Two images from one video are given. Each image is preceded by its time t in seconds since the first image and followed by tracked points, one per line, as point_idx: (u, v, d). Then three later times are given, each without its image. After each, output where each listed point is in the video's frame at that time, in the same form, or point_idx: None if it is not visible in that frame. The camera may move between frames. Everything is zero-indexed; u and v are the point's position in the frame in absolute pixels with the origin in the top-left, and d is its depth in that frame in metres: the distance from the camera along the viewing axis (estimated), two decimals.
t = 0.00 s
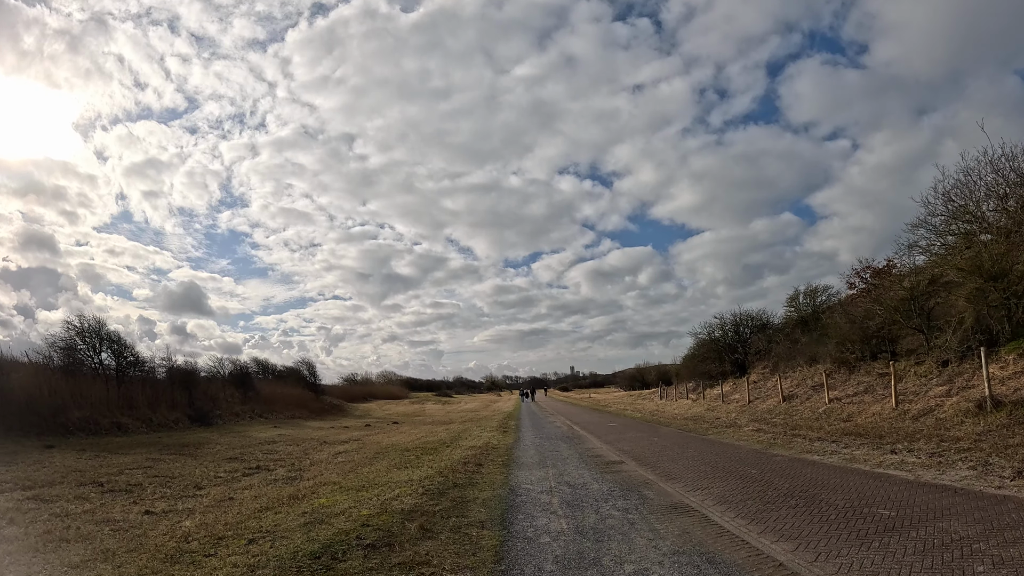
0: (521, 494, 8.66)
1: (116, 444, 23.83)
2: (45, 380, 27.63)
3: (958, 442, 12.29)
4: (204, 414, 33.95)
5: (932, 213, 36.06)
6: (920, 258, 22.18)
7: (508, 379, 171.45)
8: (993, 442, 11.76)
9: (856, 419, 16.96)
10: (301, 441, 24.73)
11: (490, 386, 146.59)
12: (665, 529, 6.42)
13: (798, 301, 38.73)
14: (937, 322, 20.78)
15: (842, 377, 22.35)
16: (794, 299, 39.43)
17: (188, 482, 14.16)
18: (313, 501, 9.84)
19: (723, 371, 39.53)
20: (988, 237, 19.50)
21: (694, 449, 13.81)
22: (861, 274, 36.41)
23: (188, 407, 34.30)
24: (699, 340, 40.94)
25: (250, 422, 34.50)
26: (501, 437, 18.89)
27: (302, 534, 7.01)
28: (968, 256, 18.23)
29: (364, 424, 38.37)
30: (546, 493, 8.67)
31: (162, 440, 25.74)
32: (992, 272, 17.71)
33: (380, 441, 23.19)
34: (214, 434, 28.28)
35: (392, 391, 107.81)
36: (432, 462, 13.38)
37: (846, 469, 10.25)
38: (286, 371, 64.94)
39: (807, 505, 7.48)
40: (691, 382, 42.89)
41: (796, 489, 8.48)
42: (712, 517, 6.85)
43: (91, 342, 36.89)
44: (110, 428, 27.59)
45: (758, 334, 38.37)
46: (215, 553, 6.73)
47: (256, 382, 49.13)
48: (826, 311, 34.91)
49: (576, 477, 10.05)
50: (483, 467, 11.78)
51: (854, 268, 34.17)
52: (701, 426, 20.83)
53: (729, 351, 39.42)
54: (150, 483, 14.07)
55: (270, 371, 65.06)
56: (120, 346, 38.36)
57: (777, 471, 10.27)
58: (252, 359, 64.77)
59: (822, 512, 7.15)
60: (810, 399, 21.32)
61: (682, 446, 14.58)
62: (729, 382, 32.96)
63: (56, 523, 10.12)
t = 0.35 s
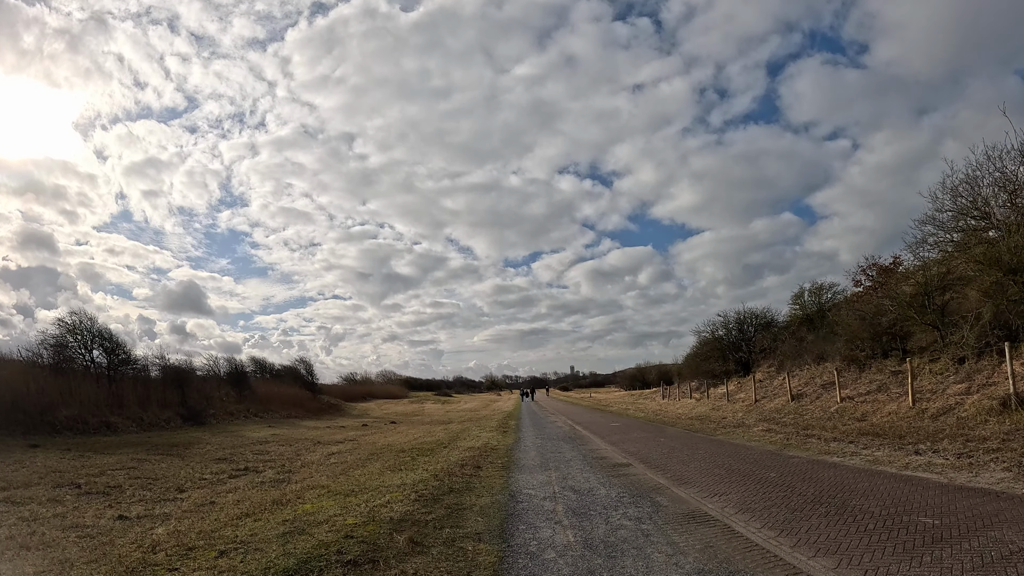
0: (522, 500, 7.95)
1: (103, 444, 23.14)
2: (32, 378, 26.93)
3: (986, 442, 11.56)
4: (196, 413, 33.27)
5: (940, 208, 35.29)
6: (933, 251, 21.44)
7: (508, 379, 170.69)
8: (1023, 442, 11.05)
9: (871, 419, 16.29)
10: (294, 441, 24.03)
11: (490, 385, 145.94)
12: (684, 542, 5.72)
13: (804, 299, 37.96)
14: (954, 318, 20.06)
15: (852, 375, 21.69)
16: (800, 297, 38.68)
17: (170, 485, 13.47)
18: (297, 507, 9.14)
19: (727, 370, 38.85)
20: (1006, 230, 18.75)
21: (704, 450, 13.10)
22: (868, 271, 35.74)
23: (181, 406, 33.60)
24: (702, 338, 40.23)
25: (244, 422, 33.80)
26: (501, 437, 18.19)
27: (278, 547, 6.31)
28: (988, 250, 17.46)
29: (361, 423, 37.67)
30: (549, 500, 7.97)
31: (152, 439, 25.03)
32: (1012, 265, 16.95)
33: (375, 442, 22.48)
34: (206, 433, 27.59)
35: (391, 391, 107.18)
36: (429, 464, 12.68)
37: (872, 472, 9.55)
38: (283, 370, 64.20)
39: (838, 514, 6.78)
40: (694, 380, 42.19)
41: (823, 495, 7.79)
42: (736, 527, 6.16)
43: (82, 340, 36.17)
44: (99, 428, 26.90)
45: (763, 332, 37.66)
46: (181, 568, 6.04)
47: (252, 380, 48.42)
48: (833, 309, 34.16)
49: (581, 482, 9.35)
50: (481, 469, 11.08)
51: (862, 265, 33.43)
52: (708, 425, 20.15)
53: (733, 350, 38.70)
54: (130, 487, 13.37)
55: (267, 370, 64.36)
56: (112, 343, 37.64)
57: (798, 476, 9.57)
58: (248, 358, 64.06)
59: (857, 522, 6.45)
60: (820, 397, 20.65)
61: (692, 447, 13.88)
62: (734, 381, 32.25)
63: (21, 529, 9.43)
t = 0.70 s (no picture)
0: (521, 515, 7.30)
1: (90, 446, 22.49)
2: (19, 378, 26.28)
3: (1013, 447, 10.96)
4: (188, 414, 32.64)
5: (947, 206, 34.67)
6: (943, 247, 20.84)
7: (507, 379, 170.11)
8: None
9: (886, 423, 15.67)
10: (287, 443, 23.38)
11: (489, 385, 145.31)
12: (703, 567, 5.10)
13: (808, 298, 37.33)
14: (968, 317, 19.45)
15: (862, 376, 21.09)
16: (804, 296, 38.04)
17: (151, 494, 12.82)
18: (279, 520, 8.51)
19: (729, 371, 38.25)
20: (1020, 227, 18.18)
21: (713, 456, 12.52)
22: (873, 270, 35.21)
23: (173, 407, 32.95)
24: (705, 338, 39.64)
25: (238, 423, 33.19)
26: (498, 441, 17.57)
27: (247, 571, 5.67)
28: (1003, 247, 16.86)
29: (357, 424, 37.05)
30: (550, 513, 7.33)
31: (141, 442, 24.39)
32: None
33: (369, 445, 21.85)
34: (197, 435, 26.96)
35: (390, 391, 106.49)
36: (423, 471, 12.06)
37: (898, 483, 8.97)
38: (279, 370, 63.49)
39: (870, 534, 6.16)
40: (696, 381, 41.60)
41: (849, 510, 7.18)
42: (759, 548, 5.54)
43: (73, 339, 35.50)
44: (87, 429, 26.24)
45: (767, 332, 37.04)
46: None
47: (247, 380, 47.76)
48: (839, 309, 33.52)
49: (585, 492, 8.72)
50: (479, 478, 10.43)
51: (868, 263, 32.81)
52: (712, 429, 19.51)
53: (736, 350, 38.08)
54: (109, 495, 12.72)
55: (264, 370, 63.70)
56: (103, 343, 36.97)
57: (817, 486, 8.96)
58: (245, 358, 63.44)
59: (894, 544, 5.82)
60: (829, 399, 20.04)
61: (700, 452, 13.29)
62: (738, 382, 31.64)
63: None
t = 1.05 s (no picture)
0: (520, 527, 6.64)
1: (74, 447, 21.80)
2: (4, 377, 25.62)
3: None
4: (180, 415, 32.00)
5: (955, 202, 33.95)
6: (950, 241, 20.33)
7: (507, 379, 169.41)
8: None
9: (902, 424, 14.99)
10: (279, 445, 22.70)
11: (488, 385, 144.58)
12: None
13: (813, 297, 36.63)
14: (984, 315, 18.79)
15: (873, 376, 20.40)
16: (808, 295, 37.34)
17: (127, 501, 12.13)
18: (254, 532, 7.85)
19: (733, 370, 37.59)
20: None
21: (724, 461, 11.84)
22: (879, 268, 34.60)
23: (164, 407, 32.31)
24: (707, 338, 38.98)
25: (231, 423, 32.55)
26: (496, 443, 16.87)
27: None
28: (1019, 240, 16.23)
29: (353, 425, 36.37)
30: (552, 526, 6.67)
31: (128, 443, 23.71)
32: None
33: (363, 446, 21.15)
34: (187, 436, 26.30)
35: (389, 391, 105.82)
36: (415, 476, 11.39)
37: (929, 491, 8.32)
38: (276, 370, 62.81)
39: (913, 554, 5.52)
40: (698, 381, 40.92)
41: (882, 525, 6.52)
42: (791, 569, 4.91)
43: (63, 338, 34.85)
44: (74, 429, 25.56)
45: (771, 331, 36.37)
46: None
47: (243, 380, 47.08)
48: (845, 308, 32.83)
49: (589, 500, 8.05)
50: (475, 484, 9.75)
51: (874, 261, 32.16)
52: (718, 430, 18.83)
53: (740, 350, 37.40)
54: (83, 501, 12.04)
55: (261, 369, 63.01)
56: (94, 342, 36.32)
57: (841, 496, 8.31)
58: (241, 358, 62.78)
59: (940, 564, 5.19)
60: (840, 400, 19.34)
61: (709, 456, 12.63)
62: (742, 382, 30.94)
63: None
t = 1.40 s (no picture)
0: (520, 537, 5.96)
1: (57, 446, 21.06)
2: None
3: None
4: (170, 413, 31.29)
5: (962, 198, 33.30)
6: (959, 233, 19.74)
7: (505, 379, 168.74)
8: None
9: (919, 422, 14.33)
10: (270, 445, 21.98)
11: (487, 385, 143.90)
12: None
13: (817, 295, 35.95)
14: (998, 309, 18.17)
15: (884, 373, 19.77)
16: (812, 292, 36.68)
17: (100, 505, 11.41)
18: (228, 541, 7.17)
19: (735, 369, 36.96)
20: None
21: (736, 462, 11.18)
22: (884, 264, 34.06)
23: (154, 405, 31.58)
24: (709, 336, 38.32)
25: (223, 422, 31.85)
26: (494, 443, 16.15)
27: None
28: None
29: (348, 424, 35.69)
30: (556, 536, 5.99)
31: (113, 442, 22.98)
32: None
33: (356, 446, 20.46)
34: (176, 435, 25.58)
35: (387, 390, 105.08)
36: (408, 477, 10.70)
37: (966, 494, 7.67)
38: (271, 368, 62.08)
39: (968, 568, 4.88)
40: (700, 380, 40.27)
41: (924, 535, 5.87)
42: None
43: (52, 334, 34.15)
44: (59, 427, 24.84)
45: (774, 329, 35.72)
46: None
47: (237, 378, 46.32)
48: (851, 305, 32.16)
49: (596, 506, 7.38)
50: (471, 487, 9.06)
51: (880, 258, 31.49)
52: (724, 430, 18.17)
53: (743, 348, 36.74)
54: (52, 505, 11.32)
55: (256, 368, 62.25)
56: (84, 338, 35.62)
57: (871, 500, 7.66)
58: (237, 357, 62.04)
59: None
60: (851, 399, 18.73)
61: (720, 457, 11.96)
62: (746, 381, 30.30)
63: None
